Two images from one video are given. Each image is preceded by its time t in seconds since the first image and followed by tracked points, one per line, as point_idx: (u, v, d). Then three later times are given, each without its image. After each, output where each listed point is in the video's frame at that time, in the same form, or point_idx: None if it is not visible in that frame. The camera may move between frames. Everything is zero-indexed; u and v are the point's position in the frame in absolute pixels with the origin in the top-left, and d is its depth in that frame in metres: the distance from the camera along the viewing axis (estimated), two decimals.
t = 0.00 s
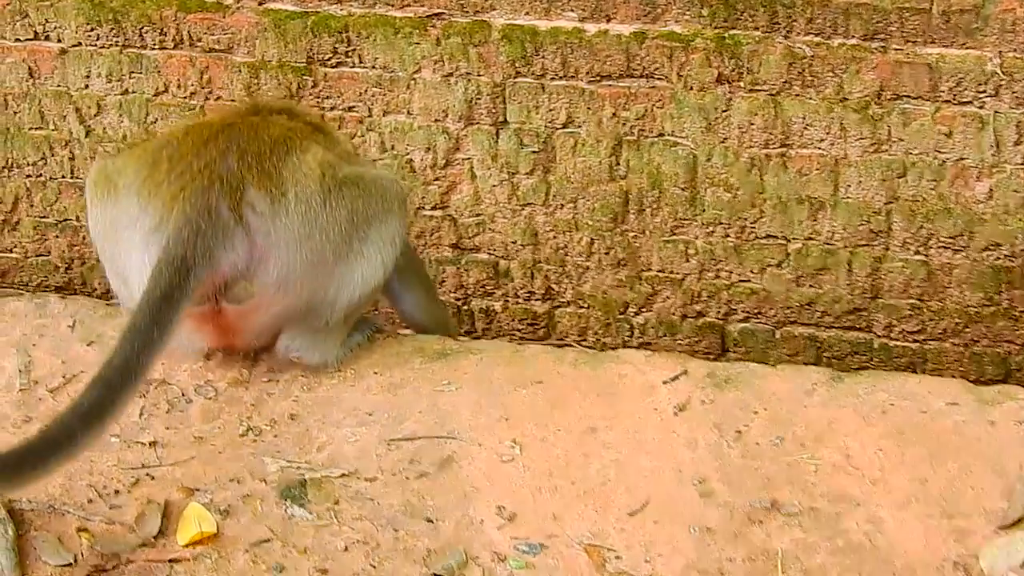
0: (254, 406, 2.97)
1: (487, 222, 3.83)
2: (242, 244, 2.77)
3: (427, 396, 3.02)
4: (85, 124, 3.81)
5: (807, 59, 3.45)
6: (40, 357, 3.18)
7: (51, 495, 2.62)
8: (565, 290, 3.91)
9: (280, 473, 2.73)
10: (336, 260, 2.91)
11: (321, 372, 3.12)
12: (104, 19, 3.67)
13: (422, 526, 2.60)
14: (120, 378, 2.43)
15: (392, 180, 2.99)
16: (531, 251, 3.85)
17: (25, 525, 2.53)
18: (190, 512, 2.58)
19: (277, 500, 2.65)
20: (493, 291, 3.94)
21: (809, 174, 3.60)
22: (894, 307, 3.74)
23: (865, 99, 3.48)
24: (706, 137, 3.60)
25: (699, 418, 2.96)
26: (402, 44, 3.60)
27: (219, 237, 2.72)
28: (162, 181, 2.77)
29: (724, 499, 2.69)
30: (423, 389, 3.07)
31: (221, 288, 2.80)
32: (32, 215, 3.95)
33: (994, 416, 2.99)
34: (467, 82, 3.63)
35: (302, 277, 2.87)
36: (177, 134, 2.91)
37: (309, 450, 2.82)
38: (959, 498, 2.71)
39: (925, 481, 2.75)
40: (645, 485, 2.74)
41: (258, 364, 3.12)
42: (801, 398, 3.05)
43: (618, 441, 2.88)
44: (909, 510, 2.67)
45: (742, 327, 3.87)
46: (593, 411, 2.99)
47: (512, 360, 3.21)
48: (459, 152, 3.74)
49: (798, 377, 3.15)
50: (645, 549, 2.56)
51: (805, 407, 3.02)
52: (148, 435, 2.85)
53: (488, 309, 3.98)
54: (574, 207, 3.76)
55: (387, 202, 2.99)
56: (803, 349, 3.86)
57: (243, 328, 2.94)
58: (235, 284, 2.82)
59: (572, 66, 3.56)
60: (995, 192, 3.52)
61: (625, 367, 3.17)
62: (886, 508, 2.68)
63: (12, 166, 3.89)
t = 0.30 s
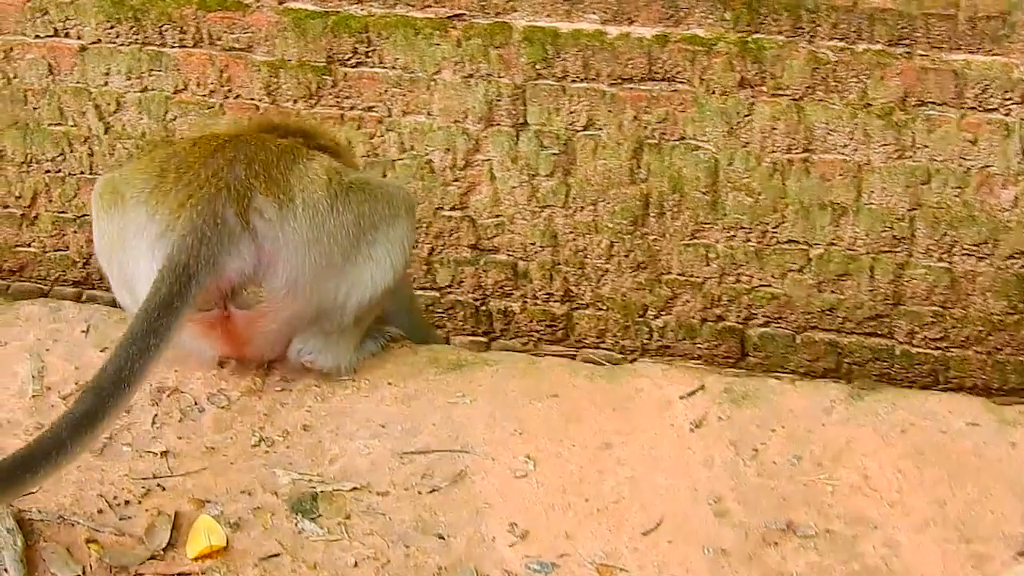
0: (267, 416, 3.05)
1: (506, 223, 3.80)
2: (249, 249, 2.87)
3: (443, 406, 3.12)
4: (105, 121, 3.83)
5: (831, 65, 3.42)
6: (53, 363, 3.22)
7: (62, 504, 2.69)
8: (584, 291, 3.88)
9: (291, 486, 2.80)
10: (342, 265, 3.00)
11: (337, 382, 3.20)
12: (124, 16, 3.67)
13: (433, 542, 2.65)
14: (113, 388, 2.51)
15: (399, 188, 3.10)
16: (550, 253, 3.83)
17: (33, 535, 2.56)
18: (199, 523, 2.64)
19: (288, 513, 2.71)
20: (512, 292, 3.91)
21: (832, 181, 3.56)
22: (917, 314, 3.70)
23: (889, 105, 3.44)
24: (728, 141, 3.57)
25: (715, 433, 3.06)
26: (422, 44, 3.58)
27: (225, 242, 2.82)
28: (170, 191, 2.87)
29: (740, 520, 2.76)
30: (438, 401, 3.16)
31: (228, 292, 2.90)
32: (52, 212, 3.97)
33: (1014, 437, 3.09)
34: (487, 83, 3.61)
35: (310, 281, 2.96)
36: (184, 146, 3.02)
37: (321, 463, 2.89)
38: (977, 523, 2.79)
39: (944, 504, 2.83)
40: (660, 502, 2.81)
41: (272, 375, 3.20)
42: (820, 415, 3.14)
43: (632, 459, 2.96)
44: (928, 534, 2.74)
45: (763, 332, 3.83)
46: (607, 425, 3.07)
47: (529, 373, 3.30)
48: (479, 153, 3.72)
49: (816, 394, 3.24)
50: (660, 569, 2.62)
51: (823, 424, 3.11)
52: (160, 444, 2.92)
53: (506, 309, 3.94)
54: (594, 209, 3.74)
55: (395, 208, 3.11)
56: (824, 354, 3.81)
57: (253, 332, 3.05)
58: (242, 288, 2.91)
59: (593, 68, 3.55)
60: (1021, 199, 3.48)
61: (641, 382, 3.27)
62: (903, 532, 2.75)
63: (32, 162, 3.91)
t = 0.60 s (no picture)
0: (278, 443, 3.28)
1: (530, 236, 3.76)
2: (254, 247, 3.06)
3: (460, 437, 3.36)
4: (127, 123, 3.81)
5: (864, 84, 3.37)
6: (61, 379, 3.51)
7: (67, 532, 2.90)
8: (608, 308, 3.82)
9: (301, 516, 3.00)
10: (350, 274, 3.20)
11: (348, 411, 3.44)
12: (149, 18, 3.66)
13: None
14: (87, 359, 2.63)
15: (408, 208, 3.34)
16: (574, 268, 3.78)
17: (38, 563, 2.78)
18: (207, 555, 2.82)
19: (297, 546, 2.89)
20: (535, 307, 3.86)
21: (862, 202, 3.51)
22: (945, 339, 3.63)
23: (922, 126, 3.38)
24: (758, 160, 3.52)
25: (733, 473, 3.27)
26: (449, 54, 3.55)
27: (228, 236, 3.02)
28: (180, 197, 3.12)
29: (757, 563, 2.94)
30: (453, 430, 3.40)
31: (231, 290, 3.07)
32: (70, 214, 3.97)
33: None
34: (514, 94, 3.56)
35: (315, 286, 3.14)
36: (202, 160, 3.30)
37: (332, 493, 3.10)
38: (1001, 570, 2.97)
39: (967, 550, 3.02)
40: (675, 543, 3.00)
41: (284, 400, 3.45)
42: (845, 456, 3.38)
43: (651, 495, 3.17)
44: None
45: (788, 353, 3.76)
46: (625, 462, 3.29)
47: (546, 403, 3.58)
48: (504, 165, 3.68)
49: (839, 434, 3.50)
50: None
51: (847, 465, 3.34)
52: (169, 471, 3.13)
53: (529, 324, 3.90)
54: (620, 224, 3.69)
55: (404, 227, 3.34)
56: (850, 377, 3.75)
57: (254, 342, 3.21)
58: (245, 289, 3.09)
59: (622, 82, 3.50)
60: None
61: (662, 416, 3.55)
62: None
63: (53, 162, 3.91)
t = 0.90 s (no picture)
0: (282, 457, 3.29)
1: (544, 241, 3.72)
2: (258, 253, 3.05)
3: (468, 454, 3.36)
4: (137, 121, 3.79)
5: (885, 91, 3.31)
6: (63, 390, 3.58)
7: (67, 547, 2.92)
8: (622, 314, 3.78)
9: (305, 534, 3.01)
10: (356, 280, 3.19)
11: (355, 424, 3.45)
12: (160, 15, 3.64)
13: None
14: (91, 377, 2.62)
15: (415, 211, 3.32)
16: (589, 273, 3.74)
17: None
18: None
19: (300, 566, 2.90)
20: (548, 312, 3.82)
21: (882, 211, 3.46)
22: (964, 350, 3.57)
23: (944, 134, 3.33)
24: (776, 166, 3.47)
25: (745, 495, 3.25)
26: (464, 56, 3.51)
27: (232, 242, 3.01)
28: (183, 202, 3.10)
29: None
30: (461, 445, 3.41)
31: (237, 297, 3.07)
32: (80, 212, 3.95)
33: None
34: (530, 97, 3.53)
35: (321, 291, 3.14)
36: (204, 163, 3.28)
37: (337, 510, 3.11)
38: None
39: None
40: (686, 568, 2.99)
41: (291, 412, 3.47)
42: (862, 479, 3.36)
43: (662, 516, 3.16)
44: None
45: (805, 362, 3.71)
46: (637, 482, 3.28)
47: (557, 418, 3.57)
48: (519, 169, 3.64)
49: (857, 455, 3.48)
50: None
51: (863, 488, 3.32)
52: (171, 485, 3.15)
53: (542, 329, 3.85)
54: (636, 230, 3.65)
55: (412, 231, 3.32)
56: (868, 388, 3.69)
57: (260, 347, 3.21)
58: (250, 295, 3.09)
59: (639, 86, 3.46)
60: None
61: (676, 434, 3.53)
62: None
63: (62, 159, 3.88)
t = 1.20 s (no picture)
0: (286, 483, 3.42)
1: (557, 248, 3.67)
2: (255, 268, 3.07)
3: (477, 479, 3.49)
4: (143, 121, 3.76)
5: (907, 100, 3.24)
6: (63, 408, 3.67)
7: None
8: (636, 323, 3.72)
9: (310, 564, 3.15)
10: (356, 294, 3.25)
11: (360, 447, 3.58)
12: (167, 14, 3.60)
13: None
14: (92, 410, 2.64)
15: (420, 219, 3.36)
16: (602, 280, 3.68)
17: None
18: None
19: None
20: (560, 319, 3.77)
21: (902, 221, 3.39)
22: (985, 362, 3.50)
23: (966, 144, 3.26)
24: (795, 175, 3.40)
25: (764, 523, 3.41)
26: (477, 59, 3.46)
27: (227, 257, 3.02)
28: (177, 214, 3.11)
29: None
30: (468, 470, 3.54)
31: (233, 313, 3.09)
32: (85, 213, 3.94)
33: None
34: (544, 101, 3.48)
35: (320, 304, 3.18)
36: (199, 170, 3.28)
37: (343, 539, 3.24)
38: None
39: None
40: None
41: (295, 434, 3.60)
42: (879, 508, 3.51)
43: (675, 548, 3.31)
44: None
45: (822, 373, 3.64)
46: (653, 511, 3.43)
47: (568, 442, 3.71)
48: (532, 174, 3.59)
49: (871, 485, 3.61)
50: None
51: (881, 518, 3.47)
52: (171, 512, 3.29)
53: (554, 337, 3.80)
54: (651, 238, 3.59)
55: (413, 240, 3.36)
56: (886, 400, 3.63)
57: (260, 362, 3.25)
58: (248, 311, 3.12)
59: (655, 91, 3.40)
60: None
61: (692, 461, 3.68)
62: None
63: (67, 160, 3.87)
